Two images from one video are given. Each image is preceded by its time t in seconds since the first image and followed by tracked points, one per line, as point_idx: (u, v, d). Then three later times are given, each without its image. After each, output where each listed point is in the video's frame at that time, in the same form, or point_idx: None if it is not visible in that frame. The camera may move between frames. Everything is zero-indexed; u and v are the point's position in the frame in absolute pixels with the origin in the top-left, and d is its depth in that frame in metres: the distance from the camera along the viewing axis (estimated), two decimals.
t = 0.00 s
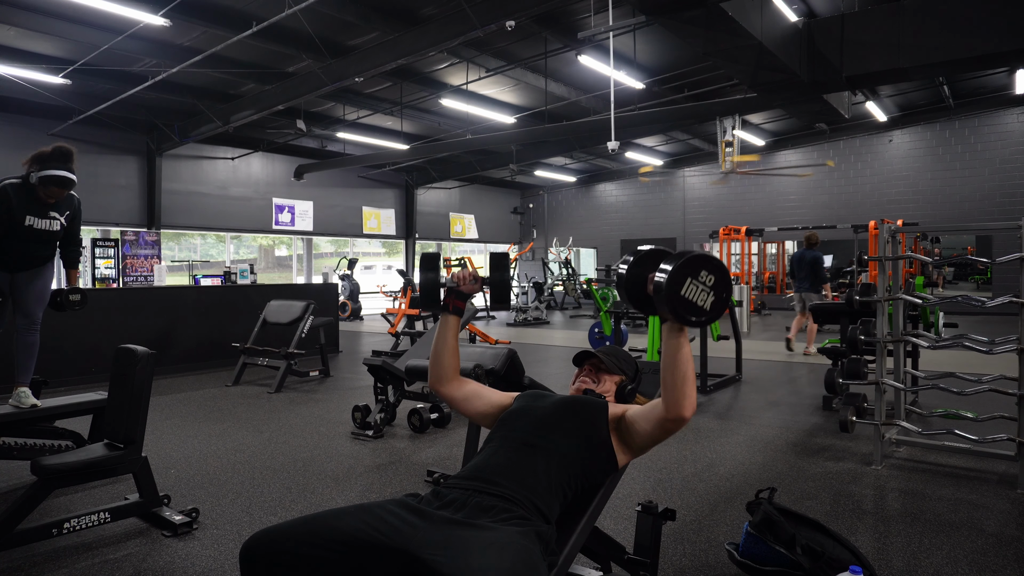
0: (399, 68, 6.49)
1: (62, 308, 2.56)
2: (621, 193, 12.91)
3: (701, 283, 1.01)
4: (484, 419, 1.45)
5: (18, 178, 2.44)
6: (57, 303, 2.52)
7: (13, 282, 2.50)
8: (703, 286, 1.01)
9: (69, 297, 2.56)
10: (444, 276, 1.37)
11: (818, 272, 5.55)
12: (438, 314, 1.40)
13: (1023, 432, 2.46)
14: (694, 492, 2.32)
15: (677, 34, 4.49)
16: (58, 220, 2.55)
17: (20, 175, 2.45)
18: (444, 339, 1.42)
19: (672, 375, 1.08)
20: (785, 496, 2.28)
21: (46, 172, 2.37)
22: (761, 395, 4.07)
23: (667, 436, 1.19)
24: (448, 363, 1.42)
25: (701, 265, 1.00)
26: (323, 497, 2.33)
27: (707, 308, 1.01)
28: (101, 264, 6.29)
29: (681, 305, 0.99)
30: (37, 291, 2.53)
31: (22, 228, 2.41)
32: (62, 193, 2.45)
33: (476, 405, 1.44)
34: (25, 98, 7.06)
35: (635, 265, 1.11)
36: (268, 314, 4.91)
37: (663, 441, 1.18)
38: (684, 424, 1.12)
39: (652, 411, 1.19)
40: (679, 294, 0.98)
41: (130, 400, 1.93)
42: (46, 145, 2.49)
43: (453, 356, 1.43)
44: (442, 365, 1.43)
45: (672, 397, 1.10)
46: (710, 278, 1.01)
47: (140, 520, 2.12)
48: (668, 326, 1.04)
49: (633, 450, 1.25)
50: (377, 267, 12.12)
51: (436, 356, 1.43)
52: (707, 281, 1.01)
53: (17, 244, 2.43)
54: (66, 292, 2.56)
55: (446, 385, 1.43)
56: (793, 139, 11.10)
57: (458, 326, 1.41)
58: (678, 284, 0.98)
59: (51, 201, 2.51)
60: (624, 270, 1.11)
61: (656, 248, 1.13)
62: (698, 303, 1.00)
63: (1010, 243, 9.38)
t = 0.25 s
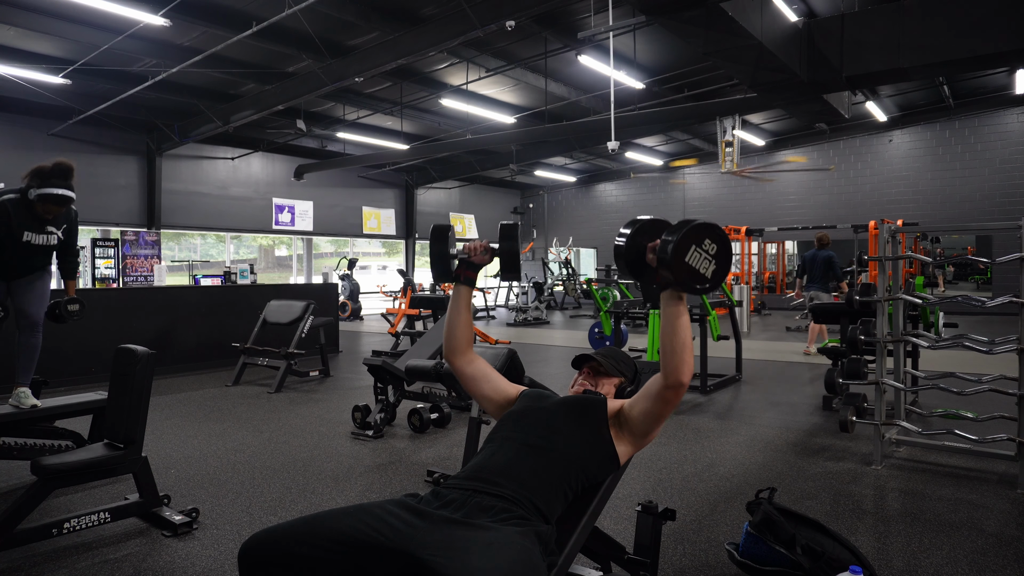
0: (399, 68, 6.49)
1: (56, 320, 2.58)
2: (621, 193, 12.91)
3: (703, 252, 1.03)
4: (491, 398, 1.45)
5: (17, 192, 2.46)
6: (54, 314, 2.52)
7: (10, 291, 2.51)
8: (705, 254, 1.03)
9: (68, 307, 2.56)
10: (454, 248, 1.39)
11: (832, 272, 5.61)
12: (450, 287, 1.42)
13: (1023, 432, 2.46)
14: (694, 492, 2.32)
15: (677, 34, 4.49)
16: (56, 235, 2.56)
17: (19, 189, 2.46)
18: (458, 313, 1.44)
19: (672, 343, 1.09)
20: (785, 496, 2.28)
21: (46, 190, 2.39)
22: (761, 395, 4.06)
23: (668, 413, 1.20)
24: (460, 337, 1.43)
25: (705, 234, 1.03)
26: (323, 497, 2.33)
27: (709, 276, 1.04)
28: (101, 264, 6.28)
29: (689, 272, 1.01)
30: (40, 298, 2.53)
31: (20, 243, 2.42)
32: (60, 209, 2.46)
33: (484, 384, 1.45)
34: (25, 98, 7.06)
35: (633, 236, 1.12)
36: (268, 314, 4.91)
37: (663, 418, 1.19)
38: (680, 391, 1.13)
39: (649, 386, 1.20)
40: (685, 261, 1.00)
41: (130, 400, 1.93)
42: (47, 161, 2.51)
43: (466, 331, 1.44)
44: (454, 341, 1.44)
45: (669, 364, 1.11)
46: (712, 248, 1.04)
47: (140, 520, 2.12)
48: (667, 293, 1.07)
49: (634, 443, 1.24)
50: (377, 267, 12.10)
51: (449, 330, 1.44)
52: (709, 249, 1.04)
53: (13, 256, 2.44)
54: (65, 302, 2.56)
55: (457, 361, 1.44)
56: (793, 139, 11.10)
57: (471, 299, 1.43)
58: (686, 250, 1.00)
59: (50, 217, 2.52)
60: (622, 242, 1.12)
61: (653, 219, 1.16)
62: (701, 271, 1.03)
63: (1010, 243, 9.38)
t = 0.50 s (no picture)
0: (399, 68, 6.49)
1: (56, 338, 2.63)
2: (621, 193, 12.90)
3: (691, 229, 1.05)
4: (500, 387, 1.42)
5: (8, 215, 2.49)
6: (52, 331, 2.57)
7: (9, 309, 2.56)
8: (693, 231, 1.05)
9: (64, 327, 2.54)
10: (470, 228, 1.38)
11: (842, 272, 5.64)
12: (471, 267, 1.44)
13: (1023, 432, 2.46)
14: (694, 492, 2.33)
15: (677, 34, 4.49)
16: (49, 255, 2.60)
17: (10, 212, 2.50)
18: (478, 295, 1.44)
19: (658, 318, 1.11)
20: (784, 496, 2.28)
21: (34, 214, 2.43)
22: (761, 395, 4.06)
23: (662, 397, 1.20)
24: (479, 320, 1.44)
25: (691, 211, 1.05)
26: (323, 497, 2.33)
27: (697, 252, 1.06)
28: (101, 264, 6.28)
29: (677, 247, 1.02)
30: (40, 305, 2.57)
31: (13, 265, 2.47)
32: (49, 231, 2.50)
33: (497, 373, 1.43)
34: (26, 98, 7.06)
35: (619, 217, 1.13)
36: (268, 314, 4.91)
37: (657, 401, 1.18)
38: (667, 368, 1.14)
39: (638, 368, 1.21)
40: (672, 236, 1.02)
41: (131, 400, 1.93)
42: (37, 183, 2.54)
43: (485, 315, 1.44)
44: (473, 323, 1.44)
45: (656, 341, 1.13)
46: (699, 224, 1.06)
47: (140, 520, 2.12)
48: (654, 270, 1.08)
49: (632, 439, 1.24)
50: (377, 267, 12.10)
51: (468, 313, 1.45)
52: (695, 226, 1.06)
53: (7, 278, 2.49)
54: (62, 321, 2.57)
55: (475, 344, 1.45)
56: (793, 139, 11.10)
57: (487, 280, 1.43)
58: (673, 225, 1.02)
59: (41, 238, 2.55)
60: (609, 223, 1.13)
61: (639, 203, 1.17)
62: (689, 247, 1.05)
63: (1010, 243, 9.39)
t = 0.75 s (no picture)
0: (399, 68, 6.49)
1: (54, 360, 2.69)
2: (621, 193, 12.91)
3: (676, 215, 1.07)
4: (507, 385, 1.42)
5: None
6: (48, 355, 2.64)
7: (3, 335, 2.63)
8: (678, 217, 1.07)
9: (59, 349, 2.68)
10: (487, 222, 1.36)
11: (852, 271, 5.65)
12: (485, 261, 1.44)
13: (1023, 431, 2.46)
14: (694, 492, 2.33)
15: (677, 34, 4.49)
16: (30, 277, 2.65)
17: None
18: (490, 288, 1.45)
19: (646, 303, 1.14)
20: (784, 496, 2.28)
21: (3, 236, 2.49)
22: (761, 395, 4.06)
23: (654, 387, 1.21)
24: (490, 315, 1.45)
25: (676, 197, 1.07)
26: (323, 497, 2.33)
27: (683, 238, 1.08)
28: (101, 264, 6.28)
29: (662, 237, 1.04)
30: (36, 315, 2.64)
31: None
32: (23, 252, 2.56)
33: (502, 370, 1.43)
34: (25, 98, 7.06)
35: (613, 207, 1.15)
36: (268, 314, 4.91)
37: (649, 390, 1.19)
38: (655, 355, 1.15)
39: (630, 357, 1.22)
40: (656, 224, 1.04)
41: (129, 400, 1.93)
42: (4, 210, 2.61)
43: (496, 311, 1.45)
44: (485, 318, 1.45)
45: (644, 328, 1.15)
46: (684, 211, 1.08)
47: (140, 520, 2.12)
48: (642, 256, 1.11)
49: (630, 436, 1.24)
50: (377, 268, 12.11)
51: (480, 306, 1.46)
52: (680, 213, 1.08)
53: None
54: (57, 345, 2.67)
55: (484, 338, 1.45)
56: (793, 139, 11.10)
57: (502, 275, 1.43)
58: (657, 214, 1.04)
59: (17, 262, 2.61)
60: (603, 214, 1.15)
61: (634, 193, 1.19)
62: (674, 233, 1.06)
63: (1010, 243, 9.39)
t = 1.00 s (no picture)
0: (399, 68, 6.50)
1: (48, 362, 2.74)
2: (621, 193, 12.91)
3: (655, 211, 1.10)
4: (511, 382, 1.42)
5: None
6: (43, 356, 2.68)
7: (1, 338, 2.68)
8: (658, 213, 1.09)
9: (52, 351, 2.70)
10: (501, 220, 1.37)
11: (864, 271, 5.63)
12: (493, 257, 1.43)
13: (1023, 432, 2.46)
14: (694, 492, 2.33)
15: (677, 34, 4.49)
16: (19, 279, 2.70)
17: None
18: (496, 286, 1.44)
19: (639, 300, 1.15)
20: (785, 496, 2.28)
21: None
22: (761, 395, 4.06)
23: (655, 383, 1.20)
24: (498, 313, 1.43)
25: (653, 193, 1.09)
26: (323, 497, 2.33)
27: (666, 233, 1.10)
28: (101, 264, 6.28)
29: (640, 237, 1.09)
30: (31, 311, 2.71)
31: None
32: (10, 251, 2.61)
33: (506, 368, 1.43)
34: (25, 97, 7.06)
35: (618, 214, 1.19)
36: (268, 315, 4.91)
37: (649, 387, 1.19)
38: (652, 350, 1.15)
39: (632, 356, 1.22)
40: (633, 224, 1.09)
41: (130, 399, 1.93)
42: None
43: (503, 309, 1.43)
44: (492, 315, 1.44)
45: (639, 323, 1.15)
46: (664, 205, 1.10)
47: (140, 520, 2.12)
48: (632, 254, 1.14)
49: (631, 435, 1.24)
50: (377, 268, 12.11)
51: (486, 303, 1.45)
52: (660, 208, 1.10)
53: None
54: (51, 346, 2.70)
55: (489, 336, 1.44)
56: (793, 139, 11.10)
57: (509, 272, 1.43)
58: (632, 215, 1.08)
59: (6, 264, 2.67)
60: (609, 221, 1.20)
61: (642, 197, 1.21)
62: (654, 228, 1.09)
63: (1010, 243, 9.39)
